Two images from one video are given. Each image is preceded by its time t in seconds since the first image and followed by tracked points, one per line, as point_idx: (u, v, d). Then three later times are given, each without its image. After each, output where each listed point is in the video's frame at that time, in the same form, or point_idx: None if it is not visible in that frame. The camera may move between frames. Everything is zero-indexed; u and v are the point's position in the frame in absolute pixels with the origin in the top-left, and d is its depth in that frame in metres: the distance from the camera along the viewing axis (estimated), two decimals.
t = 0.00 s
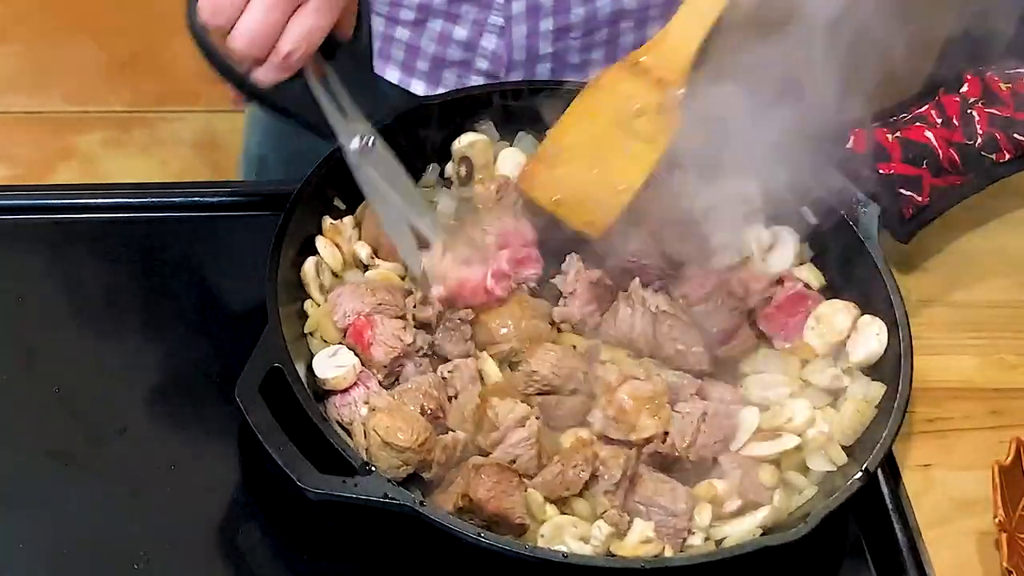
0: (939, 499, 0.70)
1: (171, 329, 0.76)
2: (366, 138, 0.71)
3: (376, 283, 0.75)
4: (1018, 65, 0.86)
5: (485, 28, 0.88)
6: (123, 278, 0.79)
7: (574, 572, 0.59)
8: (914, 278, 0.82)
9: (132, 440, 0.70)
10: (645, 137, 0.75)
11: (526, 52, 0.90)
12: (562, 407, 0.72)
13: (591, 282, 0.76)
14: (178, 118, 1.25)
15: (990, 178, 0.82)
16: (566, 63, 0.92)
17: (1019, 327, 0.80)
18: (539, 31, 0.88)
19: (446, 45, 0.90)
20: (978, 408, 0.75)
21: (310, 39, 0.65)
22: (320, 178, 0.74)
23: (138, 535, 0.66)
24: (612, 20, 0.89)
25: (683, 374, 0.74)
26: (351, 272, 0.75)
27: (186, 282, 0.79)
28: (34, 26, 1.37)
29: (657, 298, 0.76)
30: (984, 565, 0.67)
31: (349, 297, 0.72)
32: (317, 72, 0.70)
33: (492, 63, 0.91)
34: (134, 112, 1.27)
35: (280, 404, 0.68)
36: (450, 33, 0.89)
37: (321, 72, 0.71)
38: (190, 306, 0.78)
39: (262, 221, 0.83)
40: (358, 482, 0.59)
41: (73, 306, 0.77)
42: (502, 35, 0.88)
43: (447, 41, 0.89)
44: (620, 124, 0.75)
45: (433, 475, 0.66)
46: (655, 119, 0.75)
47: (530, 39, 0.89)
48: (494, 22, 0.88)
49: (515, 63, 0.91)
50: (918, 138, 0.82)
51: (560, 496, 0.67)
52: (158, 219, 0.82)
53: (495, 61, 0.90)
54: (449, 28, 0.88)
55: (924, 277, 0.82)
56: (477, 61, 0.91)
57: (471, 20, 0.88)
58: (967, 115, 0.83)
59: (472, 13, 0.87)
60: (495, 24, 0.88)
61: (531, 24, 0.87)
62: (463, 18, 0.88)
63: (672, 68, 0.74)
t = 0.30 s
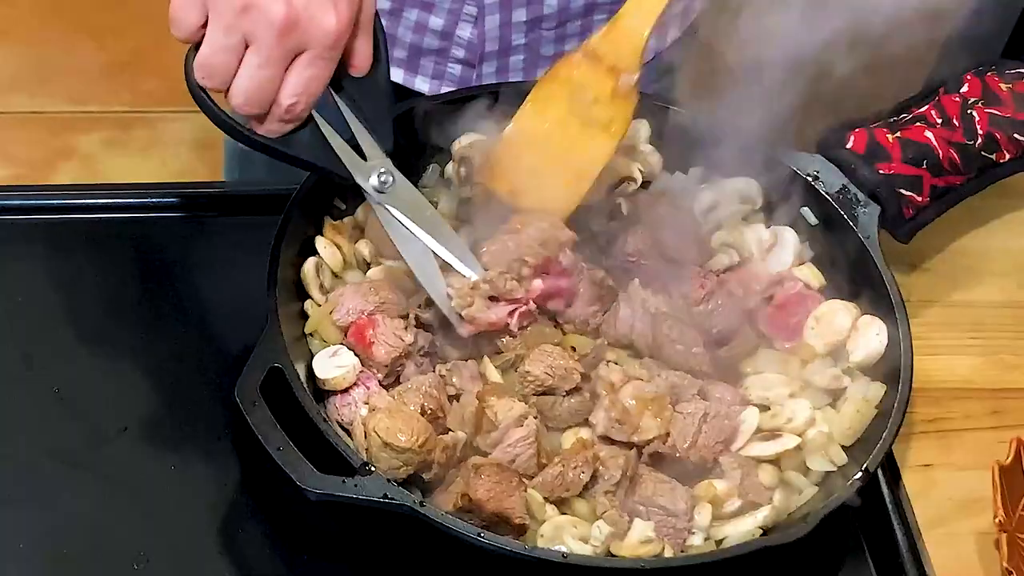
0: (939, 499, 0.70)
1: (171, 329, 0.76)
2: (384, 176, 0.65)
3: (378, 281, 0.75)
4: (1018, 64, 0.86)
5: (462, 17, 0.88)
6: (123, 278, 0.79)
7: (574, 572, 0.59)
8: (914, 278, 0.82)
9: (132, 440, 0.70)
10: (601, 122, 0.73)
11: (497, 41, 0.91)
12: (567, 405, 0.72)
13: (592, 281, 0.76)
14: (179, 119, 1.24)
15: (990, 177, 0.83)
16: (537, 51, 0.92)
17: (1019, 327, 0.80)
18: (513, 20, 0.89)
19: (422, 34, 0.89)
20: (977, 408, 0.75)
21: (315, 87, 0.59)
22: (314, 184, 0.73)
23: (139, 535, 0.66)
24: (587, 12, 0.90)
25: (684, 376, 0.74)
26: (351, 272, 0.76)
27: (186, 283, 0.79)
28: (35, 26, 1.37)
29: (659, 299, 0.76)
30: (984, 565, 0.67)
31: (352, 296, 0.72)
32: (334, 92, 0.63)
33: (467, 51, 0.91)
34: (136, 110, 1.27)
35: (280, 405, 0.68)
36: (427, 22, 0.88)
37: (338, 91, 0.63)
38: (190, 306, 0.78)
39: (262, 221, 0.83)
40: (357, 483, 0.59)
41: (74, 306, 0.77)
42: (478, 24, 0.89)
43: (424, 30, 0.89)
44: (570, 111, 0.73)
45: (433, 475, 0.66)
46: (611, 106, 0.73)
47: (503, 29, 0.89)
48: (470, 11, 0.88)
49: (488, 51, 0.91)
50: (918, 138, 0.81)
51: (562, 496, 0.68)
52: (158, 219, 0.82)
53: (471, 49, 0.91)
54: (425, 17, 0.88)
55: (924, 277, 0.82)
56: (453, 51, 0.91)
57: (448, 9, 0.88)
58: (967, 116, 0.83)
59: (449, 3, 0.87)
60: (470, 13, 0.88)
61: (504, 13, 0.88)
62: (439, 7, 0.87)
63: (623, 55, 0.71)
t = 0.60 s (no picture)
0: (939, 499, 0.70)
1: (171, 329, 0.76)
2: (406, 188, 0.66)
3: (378, 280, 0.75)
4: (1018, 64, 0.86)
5: (474, 22, 0.89)
6: (123, 278, 0.79)
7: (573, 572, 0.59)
8: (914, 277, 0.82)
9: (132, 441, 0.70)
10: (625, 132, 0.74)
11: (510, 45, 0.91)
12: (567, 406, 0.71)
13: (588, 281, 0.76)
14: (179, 118, 1.24)
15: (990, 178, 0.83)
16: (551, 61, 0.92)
17: (1019, 327, 0.80)
18: (526, 24, 0.89)
19: (435, 37, 0.90)
20: (977, 408, 0.75)
21: (339, 98, 0.58)
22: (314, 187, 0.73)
23: (139, 535, 0.66)
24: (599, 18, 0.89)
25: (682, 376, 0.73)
26: (351, 272, 0.76)
27: (186, 283, 0.79)
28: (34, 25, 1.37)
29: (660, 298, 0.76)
30: (984, 566, 0.67)
31: (352, 296, 0.72)
32: (357, 109, 0.64)
33: (480, 55, 0.91)
34: (135, 110, 1.27)
35: (280, 405, 0.68)
36: (440, 25, 0.89)
37: (360, 107, 0.64)
38: (190, 306, 0.78)
39: (262, 221, 0.83)
40: (357, 483, 0.59)
41: (73, 305, 0.77)
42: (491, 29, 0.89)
43: (437, 33, 0.90)
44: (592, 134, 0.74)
45: (432, 475, 0.66)
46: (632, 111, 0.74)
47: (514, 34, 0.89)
48: (482, 15, 0.88)
49: (501, 56, 0.91)
50: (918, 138, 0.81)
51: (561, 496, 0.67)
52: (158, 219, 0.83)
53: (484, 55, 0.91)
54: (438, 21, 0.89)
55: (924, 277, 0.82)
56: (466, 55, 0.91)
57: (460, 14, 0.88)
58: (967, 115, 0.83)
59: (461, 8, 0.87)
60: (483, 18, 0.88)
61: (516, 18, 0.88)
62: (452, 11, 0.88)
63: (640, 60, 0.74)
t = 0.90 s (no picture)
0: (939, 498, 0.70)
1: (171, 329, 0.76)
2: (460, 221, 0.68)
3: (377, 281, 0.75)
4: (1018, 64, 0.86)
5: (493, 29, 0.89)
6: (123, 278, 0.79)
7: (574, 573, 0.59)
8: (915, 278, 0.82)
9: (132, 440, 0.70)
10: (706, 237, 0.69)
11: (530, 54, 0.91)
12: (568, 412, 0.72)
13: (597, 286, 0.74)
14: (179, 118, 1.24)
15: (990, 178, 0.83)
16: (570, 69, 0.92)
17: (1020, 327, 0.80)
18: (544, 33, 0.89)
19: (453, 45, 0.91)
20: (977, 408, 0.75)
21: (361, 153, 0.56)
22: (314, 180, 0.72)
23: (139, 535, 0.66)
24: (618, 26, 0.89)
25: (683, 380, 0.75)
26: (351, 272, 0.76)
27: (186, 283, 0.79)
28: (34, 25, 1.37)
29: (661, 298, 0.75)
30: (984, 565, 0.67)
31: (352, 297, 0.73)
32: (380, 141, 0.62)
33: (499, 64, 0.92)
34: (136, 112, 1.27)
35: (279, 405, 0.68)
36: (458, 34, 0.90)
37: (387, 143, 0.62)
38: (190, 306, 0.78)
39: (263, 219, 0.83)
40: (357, 483, 0.59)
41: (73, 305, 0.77)
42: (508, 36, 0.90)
43: (456, 42, 0.90)
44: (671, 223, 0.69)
45: (433, 475, 0.66)
46: (714, 220, 0.69)
47: (532, 42, 0.90)
48: (499, 23, 0.89)
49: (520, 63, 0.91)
50: (919, 139, 0.82)
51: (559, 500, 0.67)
52: (158, 219, 0.82)
53: (502, 63, 0.91)
54: (456, 29, 0.89)
55: (925, 277, 0.82)
56: (486, 63, 0.92)
57: (477, 21, 0.89)
58: (967, 116, 0.83)
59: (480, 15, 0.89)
60: (501, 26, 0.89)
61: (534, 27, 0.88)
62: (469, 19, 0.89)
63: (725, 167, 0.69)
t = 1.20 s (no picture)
0: (939, 498, 0.70)
1: (171, 328, 0.76)
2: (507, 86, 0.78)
3: (377, 281, 0.75)
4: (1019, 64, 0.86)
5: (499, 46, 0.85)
6: (123, 278, 0.79)
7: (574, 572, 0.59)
8: (915, 277, 0.82)
9: (132, 440, 0.70)
10: (738, 243, 0.74)
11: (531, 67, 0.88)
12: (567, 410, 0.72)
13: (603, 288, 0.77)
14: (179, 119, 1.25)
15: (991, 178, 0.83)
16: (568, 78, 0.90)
17: (1020, 327, 0.80)
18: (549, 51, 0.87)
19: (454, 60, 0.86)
20: (977, 408, 0.75)
21: None
22: (329, 174, 0.75)
23: (139, 536, 0.66)
24: (624, 45, 0.88)
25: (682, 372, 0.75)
26: (351, 272, 0.76)
27: (186, 282, 0.79)
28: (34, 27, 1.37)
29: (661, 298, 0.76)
30: (985, 565, 0.67)
31: (352, 296, 0.72)
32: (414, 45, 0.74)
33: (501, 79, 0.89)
34: (136, 113, 1.31)
35: (279, 405, 0.68)
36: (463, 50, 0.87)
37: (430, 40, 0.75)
38: (190, 305, 0.78)
39: (263, 219, 0.83)
40: (358, 483, 0.59)
41: (73, 305, 0.77)
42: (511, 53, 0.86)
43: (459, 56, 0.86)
44: (706, 227, 0.74)
45: (433, 475, 0.66)
46: (747, 226, 0.74)
47: (539, 60, 0.87)
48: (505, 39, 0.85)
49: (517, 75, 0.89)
50: (918, 138, 0.82)
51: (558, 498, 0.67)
52: (158, 219, 0.82)
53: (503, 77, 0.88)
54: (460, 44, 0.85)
55: (925, 277, 0.82)
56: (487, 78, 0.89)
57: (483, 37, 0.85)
58: (967, 115, 0.84)
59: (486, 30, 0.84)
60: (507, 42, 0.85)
61: (542, 45, 0.86)
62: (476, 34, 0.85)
63: (753, 172, 0.76)
